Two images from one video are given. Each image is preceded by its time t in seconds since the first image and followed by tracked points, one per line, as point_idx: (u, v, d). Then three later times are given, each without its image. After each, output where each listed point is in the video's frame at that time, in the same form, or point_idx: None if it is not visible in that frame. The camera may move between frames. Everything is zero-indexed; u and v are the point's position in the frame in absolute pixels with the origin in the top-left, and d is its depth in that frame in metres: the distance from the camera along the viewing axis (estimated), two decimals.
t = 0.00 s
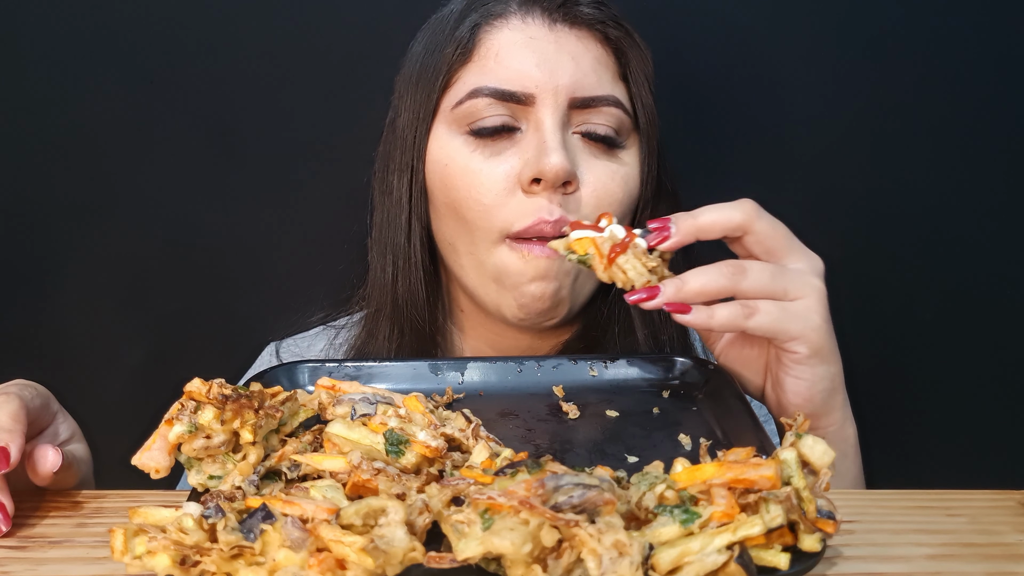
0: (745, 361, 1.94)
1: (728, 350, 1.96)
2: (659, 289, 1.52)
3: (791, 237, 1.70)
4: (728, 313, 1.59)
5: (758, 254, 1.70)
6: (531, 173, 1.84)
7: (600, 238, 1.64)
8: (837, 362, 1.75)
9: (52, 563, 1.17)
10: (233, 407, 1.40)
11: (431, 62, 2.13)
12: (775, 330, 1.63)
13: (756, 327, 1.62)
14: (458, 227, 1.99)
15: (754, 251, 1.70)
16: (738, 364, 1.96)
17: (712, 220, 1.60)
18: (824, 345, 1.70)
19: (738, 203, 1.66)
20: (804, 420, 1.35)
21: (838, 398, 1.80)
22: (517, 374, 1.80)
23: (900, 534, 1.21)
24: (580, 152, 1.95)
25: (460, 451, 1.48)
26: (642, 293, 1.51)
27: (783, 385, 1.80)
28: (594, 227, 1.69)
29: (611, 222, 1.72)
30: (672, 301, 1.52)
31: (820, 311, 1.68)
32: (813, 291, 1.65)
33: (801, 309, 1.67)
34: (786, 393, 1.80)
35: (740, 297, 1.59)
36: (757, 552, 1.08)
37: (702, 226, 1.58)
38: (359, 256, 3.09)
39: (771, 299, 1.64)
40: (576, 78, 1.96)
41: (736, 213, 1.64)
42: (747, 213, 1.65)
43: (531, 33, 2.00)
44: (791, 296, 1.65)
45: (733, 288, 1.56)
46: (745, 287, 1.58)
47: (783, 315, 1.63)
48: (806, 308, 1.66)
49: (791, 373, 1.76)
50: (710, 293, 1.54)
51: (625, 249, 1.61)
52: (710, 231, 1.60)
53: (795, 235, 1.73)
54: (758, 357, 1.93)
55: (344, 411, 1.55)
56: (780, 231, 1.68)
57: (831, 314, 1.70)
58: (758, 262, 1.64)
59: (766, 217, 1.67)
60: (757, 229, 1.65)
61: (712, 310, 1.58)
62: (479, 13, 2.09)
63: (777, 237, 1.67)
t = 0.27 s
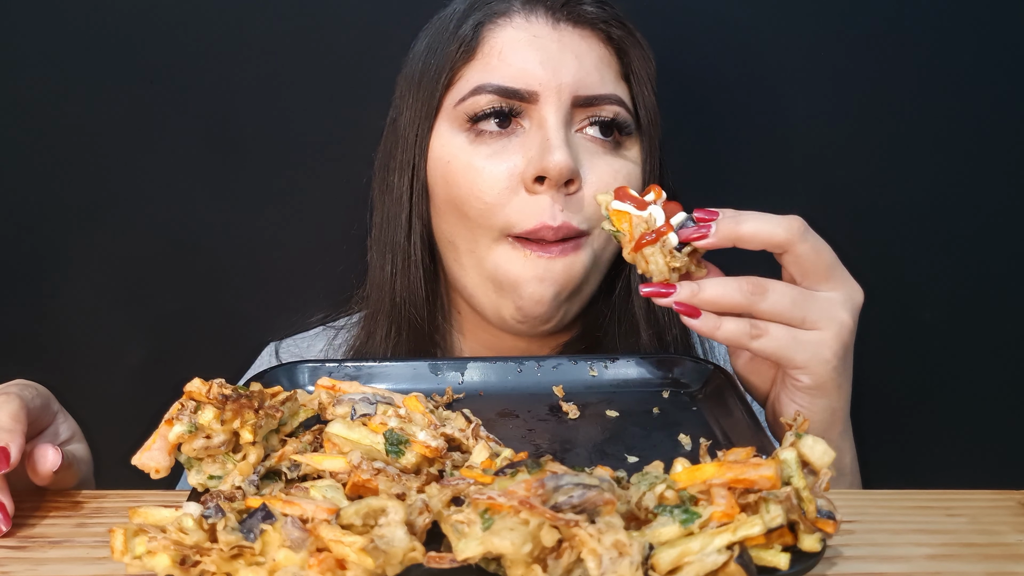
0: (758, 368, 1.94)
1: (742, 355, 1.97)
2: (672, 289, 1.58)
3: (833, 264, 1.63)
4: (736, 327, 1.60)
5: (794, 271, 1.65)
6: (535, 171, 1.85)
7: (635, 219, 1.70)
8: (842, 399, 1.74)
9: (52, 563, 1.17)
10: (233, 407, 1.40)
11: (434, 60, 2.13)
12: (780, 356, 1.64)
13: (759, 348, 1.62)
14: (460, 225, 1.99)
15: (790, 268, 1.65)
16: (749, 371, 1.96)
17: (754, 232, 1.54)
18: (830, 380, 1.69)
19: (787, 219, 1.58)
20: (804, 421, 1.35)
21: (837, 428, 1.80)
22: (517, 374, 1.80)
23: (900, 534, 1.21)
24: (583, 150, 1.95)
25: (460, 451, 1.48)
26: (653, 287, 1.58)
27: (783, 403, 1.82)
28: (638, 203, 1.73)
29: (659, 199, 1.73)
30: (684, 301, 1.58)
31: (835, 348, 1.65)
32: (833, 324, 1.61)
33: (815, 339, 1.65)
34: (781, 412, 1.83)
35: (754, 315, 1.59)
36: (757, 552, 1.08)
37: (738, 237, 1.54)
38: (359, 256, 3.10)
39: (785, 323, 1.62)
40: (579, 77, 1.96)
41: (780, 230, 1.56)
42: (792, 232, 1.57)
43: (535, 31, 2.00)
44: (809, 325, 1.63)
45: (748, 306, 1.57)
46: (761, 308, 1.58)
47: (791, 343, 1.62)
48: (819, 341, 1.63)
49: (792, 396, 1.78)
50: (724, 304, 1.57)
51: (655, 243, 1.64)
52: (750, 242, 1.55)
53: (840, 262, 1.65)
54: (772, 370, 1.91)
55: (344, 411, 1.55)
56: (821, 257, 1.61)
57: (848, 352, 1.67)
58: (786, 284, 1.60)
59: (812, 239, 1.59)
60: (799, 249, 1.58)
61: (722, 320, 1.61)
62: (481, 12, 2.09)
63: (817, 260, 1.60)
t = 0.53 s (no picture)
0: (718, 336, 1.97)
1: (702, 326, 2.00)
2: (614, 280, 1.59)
3: (768, 228, 1.62)
4: (680, 305, 1.64)
5: (730, 243, 1.63)
6: (542, 164, 1.84)
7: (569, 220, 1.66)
8: (799, 356, 1.77)
9: (52, 563, 1.17)
10: (233, 407, 1.40)
11: (439, 57, 2.13)
12: (727, 326, 1.67)
13: (706, 322, 1.66)
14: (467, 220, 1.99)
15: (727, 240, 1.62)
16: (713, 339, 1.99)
17: (683, 212, 1.50)
18: (782, 343, 1.72)
19: (713, 194, 1.54)
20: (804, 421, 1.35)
21: (801, 385, 1.84)
22: (517, 373, 1.80)
23: (900, 533, 1.21)
24: (589, 145, 1.95)
25: (460, 451, 1.48)
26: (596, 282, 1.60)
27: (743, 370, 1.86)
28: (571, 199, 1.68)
29: (592, 190, 1.67)
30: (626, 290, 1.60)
31: (781, 310, 1.66)
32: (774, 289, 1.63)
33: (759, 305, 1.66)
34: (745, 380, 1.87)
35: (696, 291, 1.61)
36: (757, 552, 1.08)
37: (670, 220, 1.50)
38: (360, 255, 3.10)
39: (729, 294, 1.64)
40: (586, 73, 1.97)
41: (707, 207, 1.52)
42: (719, 208, 1.53)
43: (541, 28, 2.01)
44: (751, 293, 1.64)
45: (687, 284, 1.59)
46: (702, 284, 1.60)
47: (735, 312, 1.65)
48: (763, 306, 1.65)
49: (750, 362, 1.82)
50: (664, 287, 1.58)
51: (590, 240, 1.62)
52: (680, 223, 1.51)
53: (774, 224, 1.65)
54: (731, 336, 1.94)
55: (344, 411, 1.55)
56: (754, 224, 1.59)
57: (793, 312, 1.68)
58: (722, 254, 1.62)
59: (740, 209, 1.56)
60: (729, 222, 1.55)
61: (666, 301, 1.63)
62: (487, 9, 2.09)
63: (750, 229, 1.58)
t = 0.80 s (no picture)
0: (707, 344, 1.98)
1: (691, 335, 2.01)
2: (604, 291, 1.57)
3: (752, 232, 1.64)
4: (673, 315, 1.63)
5: (715, 248, 1.65)
6: (534, 163, 1.84)
7: (551, 238, 1.70)
8: (791, 356, 1.78)
9: (52, 563, 1.17)
10: (233, 407, 1.40)
11: (431, 57, 2.13)
12: (721, 332, 1.67)
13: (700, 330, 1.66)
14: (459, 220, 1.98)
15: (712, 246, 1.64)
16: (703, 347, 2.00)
17: (668, 219, 1.52)
18: (775, 344, 1.72)
19: (696, 199, 1.56)
20: (804, 421, 1.35)
21: (795, 385, 1.85)
22: (517, 374, 1.80)
23: (900, 534, 1.21)
24: (581, 144, 1.95)
25: (460, 451, 1.48)
26: (586, 292, 1.58)
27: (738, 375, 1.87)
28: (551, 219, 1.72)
29: (571, 210, 1.71)
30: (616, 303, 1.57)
31: (771, 312, 1.67)
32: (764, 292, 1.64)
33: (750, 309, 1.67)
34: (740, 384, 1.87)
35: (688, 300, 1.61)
36: (757, 552, 1.08)
37: (655, 226, 1.52)
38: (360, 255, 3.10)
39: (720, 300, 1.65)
40: (576, 72, 1.96)
41: (691, 212, 1.54)
42: (703, 212, 1.55)
43: (532, 27, 2.01)
44: (741, 297, 1.65)
45: (679, 292, 1.58)
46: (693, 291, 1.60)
47: (728, 318, 1.66)
48: (754, 310, 1.66)
49: (743, 367, 1.82)
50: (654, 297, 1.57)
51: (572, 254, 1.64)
52: (665, 230, 1.53)
53: (758, 227, 1.67)
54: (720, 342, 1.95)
55: (344, 412, 1.55)
56: (740, 228, 1.61)
57: (784, 313, 1.69)
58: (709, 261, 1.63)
59: (724, 212, 1.59)
60: (715, 226, 1.57)
61: (658, 311, 1.63)
62: (478, 9, 2.09)
63: (736, 232, 1.60)
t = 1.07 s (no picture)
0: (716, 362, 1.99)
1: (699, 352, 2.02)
2: (627, 300, 1.57)
3: (768, 248, 1.68)
4: (694, 328, 1.63)
5: (733, 263, 1.69)
6: (526, 164, 1.84)
7: (569, 249, 1.68)
8: (804, 372, 1.80)
9: (52, 563, 1.17)
10: (233, 407, 1.40)
11: (424, 59, 2.14)
12: (740, 347, 1.68)
13: (720, 344, 1.66)
14: (453, 221, 1.98)
15: (730, 261, 1.68)
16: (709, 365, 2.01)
17: (692, 231, 1.57)
18: (790, 360, 1.74)
19: (719, 213, 1.62)
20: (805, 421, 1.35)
21: (805, 402, 1.87)
22: (517, 374, 1.80)
23: (900, 534, 1.21)
24: (575, 145, 1.95)
25: (460, 451, 1.48)
26: (608, 303, 1.56)
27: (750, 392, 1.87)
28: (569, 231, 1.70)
29: (588, 223, 1.72)
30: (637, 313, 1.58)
31: (787, 328, 1.70)
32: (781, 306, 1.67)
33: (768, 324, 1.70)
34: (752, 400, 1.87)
35: (709, 313, 1.62)
36: (757, 552, 1.08)
37: (680, 237, 1.56)
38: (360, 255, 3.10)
39: (739, 315, 1.67)
40: (569, 72, 1.97)
41: (715, 224, 1.60)
42: (727, 225, 1.61)
43: (524, 28, 2.01)
44: (759, 311, 1.68)
45: (701, 305, 1.59)
46: (713, 304, 1.61)
47: (748, 332, 1.67)
48: (772, 324, 1.68)
49: (757, 382, 1.82)
50: (677, 308, 1.57)
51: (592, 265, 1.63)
52: (688, 242, 1.57)
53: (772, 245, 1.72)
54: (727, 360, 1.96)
55: (344, 412, 1.55)
56: (758, 244, 1.65)
57: (799, 328, 1.73)
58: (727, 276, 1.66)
59: (745, 228, 1.64)
60: (736, 241, 1.62)
61: (680, 324, 1.63)
62: (471, 10, 2.09)
63: (755, 248, 1.65)
